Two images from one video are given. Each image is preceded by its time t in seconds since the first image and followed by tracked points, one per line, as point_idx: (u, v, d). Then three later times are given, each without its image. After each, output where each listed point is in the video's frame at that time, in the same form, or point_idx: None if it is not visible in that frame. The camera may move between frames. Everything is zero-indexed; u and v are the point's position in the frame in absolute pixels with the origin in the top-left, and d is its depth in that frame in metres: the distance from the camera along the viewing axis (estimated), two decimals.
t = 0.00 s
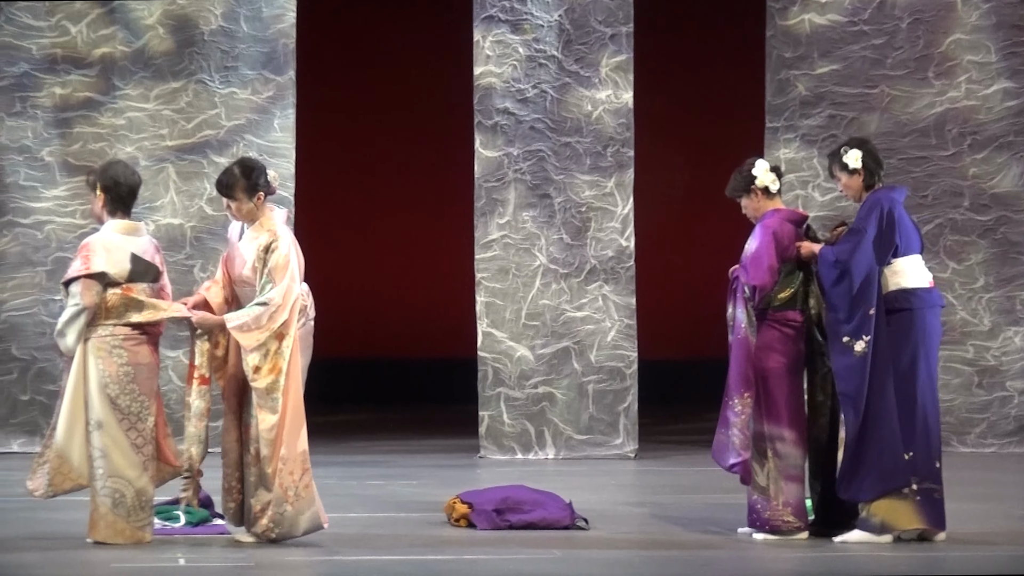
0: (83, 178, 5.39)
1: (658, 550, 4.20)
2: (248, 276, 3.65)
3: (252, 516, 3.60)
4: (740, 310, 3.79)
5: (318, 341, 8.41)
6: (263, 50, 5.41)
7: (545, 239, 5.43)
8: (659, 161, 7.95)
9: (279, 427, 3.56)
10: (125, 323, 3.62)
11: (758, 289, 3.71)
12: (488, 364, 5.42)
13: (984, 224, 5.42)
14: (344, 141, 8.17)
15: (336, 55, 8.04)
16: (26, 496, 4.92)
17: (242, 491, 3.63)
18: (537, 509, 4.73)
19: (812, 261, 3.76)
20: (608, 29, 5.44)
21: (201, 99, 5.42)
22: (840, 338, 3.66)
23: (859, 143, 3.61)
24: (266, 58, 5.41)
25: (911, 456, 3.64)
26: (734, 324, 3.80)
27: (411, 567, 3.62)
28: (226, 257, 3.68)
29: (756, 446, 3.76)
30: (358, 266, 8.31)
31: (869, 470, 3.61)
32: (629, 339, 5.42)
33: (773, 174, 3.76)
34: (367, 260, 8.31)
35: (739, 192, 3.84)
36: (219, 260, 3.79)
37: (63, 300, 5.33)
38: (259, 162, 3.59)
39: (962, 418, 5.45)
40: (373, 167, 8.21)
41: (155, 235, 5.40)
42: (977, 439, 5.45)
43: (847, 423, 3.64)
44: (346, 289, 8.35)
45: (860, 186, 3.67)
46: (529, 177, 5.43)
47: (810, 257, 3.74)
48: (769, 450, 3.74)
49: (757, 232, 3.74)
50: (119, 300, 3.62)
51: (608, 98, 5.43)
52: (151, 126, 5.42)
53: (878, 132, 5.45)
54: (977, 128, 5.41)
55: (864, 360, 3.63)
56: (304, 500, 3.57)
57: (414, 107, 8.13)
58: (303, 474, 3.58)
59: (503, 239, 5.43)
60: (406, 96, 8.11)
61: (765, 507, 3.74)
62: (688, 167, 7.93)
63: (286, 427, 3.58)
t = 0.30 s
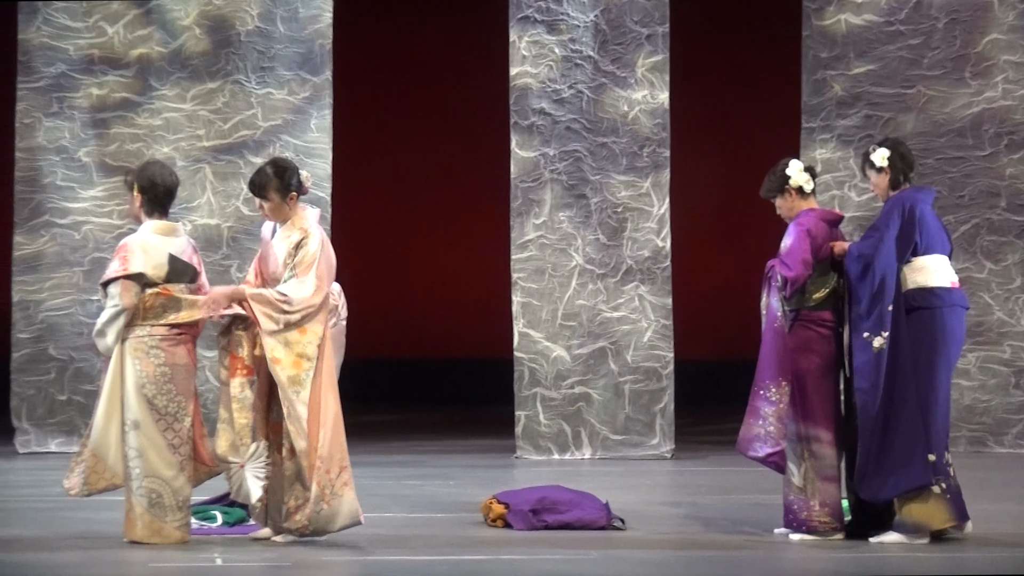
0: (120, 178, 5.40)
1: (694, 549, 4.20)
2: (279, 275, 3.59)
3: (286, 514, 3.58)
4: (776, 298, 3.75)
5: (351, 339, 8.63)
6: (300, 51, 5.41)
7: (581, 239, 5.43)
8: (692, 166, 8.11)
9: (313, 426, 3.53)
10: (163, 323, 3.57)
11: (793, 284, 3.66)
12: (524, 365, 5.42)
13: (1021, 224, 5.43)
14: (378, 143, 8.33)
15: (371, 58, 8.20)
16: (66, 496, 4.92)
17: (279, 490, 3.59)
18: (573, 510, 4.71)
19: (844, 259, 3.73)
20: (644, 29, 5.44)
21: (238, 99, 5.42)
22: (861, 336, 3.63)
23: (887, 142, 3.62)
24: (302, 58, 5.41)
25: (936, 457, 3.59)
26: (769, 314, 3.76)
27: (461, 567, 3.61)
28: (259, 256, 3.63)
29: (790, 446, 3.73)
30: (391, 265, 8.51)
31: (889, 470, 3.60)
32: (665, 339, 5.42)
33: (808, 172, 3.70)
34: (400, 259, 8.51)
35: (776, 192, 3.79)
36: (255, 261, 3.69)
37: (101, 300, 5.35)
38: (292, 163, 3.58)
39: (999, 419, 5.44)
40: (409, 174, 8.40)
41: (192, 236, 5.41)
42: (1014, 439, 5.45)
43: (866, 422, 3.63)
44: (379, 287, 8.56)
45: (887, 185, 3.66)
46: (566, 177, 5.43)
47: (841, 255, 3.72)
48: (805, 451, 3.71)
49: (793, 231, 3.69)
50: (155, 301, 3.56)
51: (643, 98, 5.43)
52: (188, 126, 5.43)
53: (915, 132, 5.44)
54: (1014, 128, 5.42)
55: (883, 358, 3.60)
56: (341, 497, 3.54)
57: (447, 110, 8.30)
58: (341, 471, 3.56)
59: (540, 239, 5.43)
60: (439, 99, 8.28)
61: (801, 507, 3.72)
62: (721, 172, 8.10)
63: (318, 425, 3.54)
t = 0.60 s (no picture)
0: (163, 179, 5.41)
1: (736, 544, 4.18)
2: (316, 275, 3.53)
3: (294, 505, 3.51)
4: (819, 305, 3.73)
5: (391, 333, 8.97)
6: (342, 52, 5.42)
7: (623, 240, 5.43)
8: (734, 167, 8.16)
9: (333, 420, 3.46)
10: (205, 323, 3.49)
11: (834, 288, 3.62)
12: (566, 365, 5.42)
13: None
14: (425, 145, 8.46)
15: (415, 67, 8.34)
16: (110, 495, 4.92)
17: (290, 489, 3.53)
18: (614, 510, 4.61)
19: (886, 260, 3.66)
20: (686, 29, 5.43)
21: (280, 100, 5.43)
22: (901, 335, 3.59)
23: (924, 145, 3.55)
24: (345, 59, 5.42)
25: (971, 459, 3.58)
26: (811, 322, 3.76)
27: (520, 564, 3.62)
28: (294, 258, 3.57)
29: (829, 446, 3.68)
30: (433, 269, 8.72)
31: (922, 471, 3.56)
32: (707, 340, 5.42)
33: (846, 173, 3.64)
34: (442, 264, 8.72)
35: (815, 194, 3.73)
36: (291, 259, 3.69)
37: (144, 300, 5.36)
38: (330, 161, 3.53)
39: None
40: (455, 175, 8.52)
41: (234, 236, 5.41)
42: None
43: (902, 423, 3.59)
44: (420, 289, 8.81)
45: (923, 190, 3.60)
46: (608, 177, 5.43)
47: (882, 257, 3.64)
48: (844, 452, 3.65)
49: (833, 233, 3.63)
50: (196, 301, 3.49)
51: (686, 99, 5.43)
52: (230, 127, 5.43)
53: (957, 133, 5.44)
54: None
55: (921, 359, 3.56)
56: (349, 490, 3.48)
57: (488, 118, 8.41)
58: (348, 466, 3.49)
59: (582, 240, 5.43)
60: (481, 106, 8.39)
61: (842, 508, 3.65)
62: (768, 173, 8.15)
63: (336, 420, 3.47)
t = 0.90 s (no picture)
0: (200, 179, 5.43)
1: (777, 544, 4.15)
2: (357, 277, 3.55)
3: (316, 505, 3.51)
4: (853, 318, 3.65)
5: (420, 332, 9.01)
6: (379, 52, 5.43)
7: (659, 241, 5.43)
8: (770, 169, 8.17)
9: (371, 424, 3.51)
10: (240, 324, 3.52)
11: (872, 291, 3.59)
12: (602, 366, 5.42)
13: None
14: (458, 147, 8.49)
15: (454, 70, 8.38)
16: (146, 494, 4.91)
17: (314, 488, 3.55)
18: (651, 510, 4.51)
19: (925, 261, 3.64)
20: (722, 30, 5.43)
21: (317, 101, 5.43)
22: (942, 338, 3.57)
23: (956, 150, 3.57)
24: (381, 59, 5.44)
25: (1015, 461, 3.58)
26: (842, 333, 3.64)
27: (566, 564, 3.61)
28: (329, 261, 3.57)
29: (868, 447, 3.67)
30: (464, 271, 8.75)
31: (965, 474, 3.54)
32: (743, 340, 5.41)
33: (877, 176, 3.64)
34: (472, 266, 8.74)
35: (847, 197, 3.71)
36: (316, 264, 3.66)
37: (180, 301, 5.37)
38: (359, 167, 3.54)
39: None
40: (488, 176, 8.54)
41: (271, 236, 5.42)
42: None
43: (946, 425, 3.57)
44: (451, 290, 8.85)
45: (958, 193, 3.61)
46: (643, 178, 5.44)
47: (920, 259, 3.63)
48: (883, 452, 3.64)
49: (869, 236, 3.60)
50: (232, 302, 3.52)
51: (722, 99, 5.42)
52: (267, 128, 5.44)
53: (994, 133, 5.42)
54: None
55: (962, 361, 3.54)
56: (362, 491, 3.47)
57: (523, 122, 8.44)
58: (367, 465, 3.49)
59: (618, 240, 5.44)
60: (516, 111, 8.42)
61: (882, 509, 3.63)
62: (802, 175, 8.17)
63: (363, 417, 3.51)
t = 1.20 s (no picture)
0: (238, 180, 5.43)
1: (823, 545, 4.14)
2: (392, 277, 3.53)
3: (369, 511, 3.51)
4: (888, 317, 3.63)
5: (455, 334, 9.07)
6: (416, 53, 5.43)
7: (697, 241, 5.43)
8: (806, 173, 8.19)
9: (414, 427, 3.52)
10: (278, 325, 3.49)
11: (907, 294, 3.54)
12: (640, 366, 5.43)
13: None
14: (493, 151, 8.51)
15: (490, 74, 8.38)
16: (183, 494, 4.90)
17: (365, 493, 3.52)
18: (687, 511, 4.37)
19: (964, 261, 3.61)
20: (759, 30, 5.42)
21: (354, 101, 5.44)
22: (988, 341, 3.55)
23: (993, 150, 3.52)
24: (418, 60, 5.43)
25: None
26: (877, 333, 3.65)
27: (616, 565, 3.60)
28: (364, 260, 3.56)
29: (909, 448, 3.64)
30: (504, 272, 8.78)
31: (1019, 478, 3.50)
32: (781, 341, 5.41)
33: (912, 176, 3.60)
34: (513, 266, 8.77)
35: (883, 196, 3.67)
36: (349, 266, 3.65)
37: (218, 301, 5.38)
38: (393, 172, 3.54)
39: None
40: (522, 181, 8.56)
41: (309, 237, 5.43)
42: None
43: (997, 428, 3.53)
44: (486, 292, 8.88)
45: (995, 194, 3.56)
46: (681, 178, 5.43)
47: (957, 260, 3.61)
48: (924, 453, 3.62)
49: (905, 237, 3.56)
50: (270, 303, 3.49)
51: (759, 99, 5.41)
52: (304, 128, 5.44)
53: None
54: None
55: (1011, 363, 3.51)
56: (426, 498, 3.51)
57: (564, 125, 8.45)
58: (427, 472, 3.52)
59: (655, 241, 5.44)
60: (558, 113, 8.45)
61: (925, 511, 3.61)
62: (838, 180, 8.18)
63: (419, 421, 3.53)
